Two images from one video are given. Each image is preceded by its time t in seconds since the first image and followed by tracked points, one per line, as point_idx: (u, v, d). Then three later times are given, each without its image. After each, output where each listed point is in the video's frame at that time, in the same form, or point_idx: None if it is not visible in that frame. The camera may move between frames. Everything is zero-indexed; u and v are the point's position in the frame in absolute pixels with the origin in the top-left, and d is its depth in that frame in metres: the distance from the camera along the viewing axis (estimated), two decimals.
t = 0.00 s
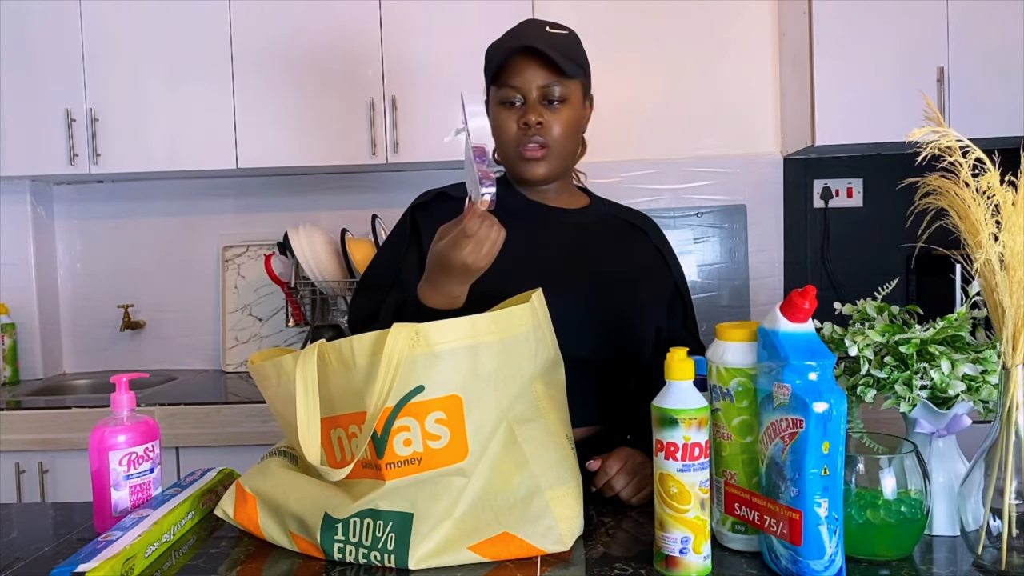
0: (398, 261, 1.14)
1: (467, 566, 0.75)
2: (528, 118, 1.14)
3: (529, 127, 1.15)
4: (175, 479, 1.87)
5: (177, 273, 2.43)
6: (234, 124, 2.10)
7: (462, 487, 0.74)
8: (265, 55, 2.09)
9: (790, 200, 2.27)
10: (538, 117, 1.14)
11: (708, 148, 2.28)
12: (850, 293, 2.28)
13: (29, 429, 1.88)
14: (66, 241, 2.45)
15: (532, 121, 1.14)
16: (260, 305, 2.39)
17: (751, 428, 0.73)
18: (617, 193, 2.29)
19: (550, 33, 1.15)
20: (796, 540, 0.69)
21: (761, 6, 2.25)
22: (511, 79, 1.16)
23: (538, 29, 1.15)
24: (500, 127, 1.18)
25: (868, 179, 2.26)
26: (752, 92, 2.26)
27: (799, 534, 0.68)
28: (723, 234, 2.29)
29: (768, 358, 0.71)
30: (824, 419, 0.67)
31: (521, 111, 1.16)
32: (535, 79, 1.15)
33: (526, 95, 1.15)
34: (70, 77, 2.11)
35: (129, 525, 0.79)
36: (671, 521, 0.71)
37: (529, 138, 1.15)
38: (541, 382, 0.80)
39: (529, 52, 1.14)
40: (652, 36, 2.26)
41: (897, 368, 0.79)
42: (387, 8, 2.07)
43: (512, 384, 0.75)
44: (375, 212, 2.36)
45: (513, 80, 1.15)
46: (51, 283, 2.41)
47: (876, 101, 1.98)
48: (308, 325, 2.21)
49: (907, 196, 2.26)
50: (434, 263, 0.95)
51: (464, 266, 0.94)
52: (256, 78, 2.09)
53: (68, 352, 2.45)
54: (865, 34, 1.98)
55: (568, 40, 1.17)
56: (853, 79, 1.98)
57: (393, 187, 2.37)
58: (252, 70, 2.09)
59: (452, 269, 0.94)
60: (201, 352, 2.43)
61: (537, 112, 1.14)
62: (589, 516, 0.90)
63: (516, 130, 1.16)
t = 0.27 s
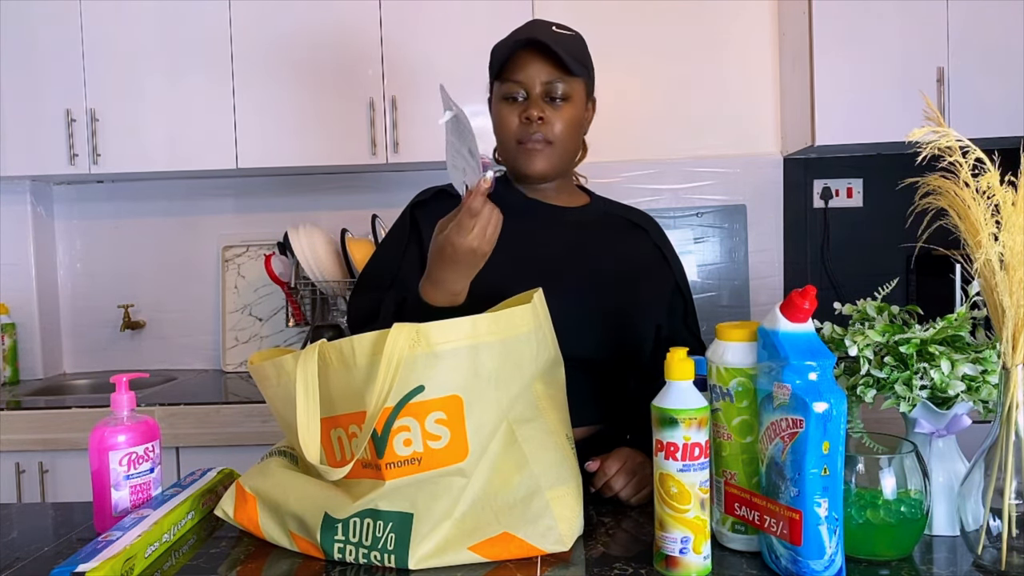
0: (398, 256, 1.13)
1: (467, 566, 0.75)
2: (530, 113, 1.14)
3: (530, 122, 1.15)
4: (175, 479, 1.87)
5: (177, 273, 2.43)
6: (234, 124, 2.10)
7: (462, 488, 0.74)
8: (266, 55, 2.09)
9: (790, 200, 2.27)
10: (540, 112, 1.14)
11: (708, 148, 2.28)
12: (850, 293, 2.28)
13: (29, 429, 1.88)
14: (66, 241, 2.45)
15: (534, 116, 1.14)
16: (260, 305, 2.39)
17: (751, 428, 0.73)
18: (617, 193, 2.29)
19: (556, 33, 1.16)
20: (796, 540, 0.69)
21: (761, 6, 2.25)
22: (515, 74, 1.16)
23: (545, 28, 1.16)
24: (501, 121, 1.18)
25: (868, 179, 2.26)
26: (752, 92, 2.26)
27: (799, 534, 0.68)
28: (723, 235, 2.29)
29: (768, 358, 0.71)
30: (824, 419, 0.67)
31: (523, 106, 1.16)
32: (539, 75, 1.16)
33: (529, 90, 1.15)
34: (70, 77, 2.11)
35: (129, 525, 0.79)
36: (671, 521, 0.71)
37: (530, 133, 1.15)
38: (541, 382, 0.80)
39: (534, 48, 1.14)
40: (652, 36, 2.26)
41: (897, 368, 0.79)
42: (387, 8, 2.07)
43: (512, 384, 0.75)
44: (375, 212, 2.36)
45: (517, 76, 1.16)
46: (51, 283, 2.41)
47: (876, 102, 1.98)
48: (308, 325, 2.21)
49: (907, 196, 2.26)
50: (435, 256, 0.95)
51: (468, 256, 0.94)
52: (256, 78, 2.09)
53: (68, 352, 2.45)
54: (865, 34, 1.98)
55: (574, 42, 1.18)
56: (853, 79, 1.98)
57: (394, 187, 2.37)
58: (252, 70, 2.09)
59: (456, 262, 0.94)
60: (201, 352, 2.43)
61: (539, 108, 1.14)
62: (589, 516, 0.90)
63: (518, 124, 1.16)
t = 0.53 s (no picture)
0: (399, 254, 1.13)
1: (468, 566, 0.75)
2: (531, 113, 1.14)
3: (531, 122, 1.15)
4: (175, 479, 1.87)
5: (177, 273, 2.43)
6: (234, 124, 2.10)
7: (462, 487, 0.74)
8: (266, 54, 2.09)
9: (790, 200, 2.27)
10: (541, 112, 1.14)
11: (708, 148, 2.28)
12: (850, 293, 2.28)
13: (29, 429, 1.88)
14: (66, 241, 2.45)
15: (535, 116, 1.14)
16: (260, 305, 2.39)
17: (751, 428, 0.73)
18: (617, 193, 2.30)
19: (558, 33, 1.16)
20: (796, 540, 0.69)
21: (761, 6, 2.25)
22: (517, 74, 1.16)
23: (547, 28, 1.16)
24: (502, 121, 1.18)
25: (868, 179, 2.26)
26: (753, 92, 2.26)
27: (798, 534, 0.68)
28: (723, 235, 2.29)
29: (768, 358, 0.71)
30: (824, 419, 0.67)
31: (524, 106, 1.16)
32: (541, 76, 1.16)
33: (530, 90, 1.15)
34: (70, 77, 2.11)
35: (129, 525, 0.79)
36: (671, 521, 0.71)
37: (530, 133, 1.15)
38: (541, 382, 0.80)
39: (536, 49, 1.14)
40: (652, 36, 2.26)
41: (897, 368, 0.79)
42: (387, 7, 2.07)
43: (512, 384, 0.75)
44: (375, 212, 2.36)
45: (519, 75, 1.16)
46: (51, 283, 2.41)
47: (876, 101, 1.98)
48: (308, 325, 2.21)
49: (907, 196, 2.26)
50: (435, 253, 0.96)
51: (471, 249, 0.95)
52: (256, 78, 2.09)
53: (68, 352, 2.45)
54: (865, 34, 1.98)
55: (575, 42, 1.18)
56: (853, 79, 1.98)
57: (394, 187, 2.38)
58: (252, 70, 2.09)
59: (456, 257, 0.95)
60: (201, 353, 2.43)
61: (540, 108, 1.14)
62: (589, 516, 0.90)
63: (519, 124, 1.16)
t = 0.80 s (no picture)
0: (400, 252, 1.13)
1: (467, 566, 0.75)
2: (532, 115, 1.14)
3: (532, 123, 1.15)
4: (175, 479, 1.87)
5: (177, 272, 2.43)
6: (234, 124, 2.10)
7: (462, 487, 0.74)
8: (266, 54, 2.09)
9: (790, 200, 2.27)
10: (541, 114, 1.15)
11: (708, 148, 2.28)
12: (850, 293, 2.28)
13: (29, 429, 1.88)
14: (66, 241, 2.45)
15: (535, 118, 1.14)
16: (260, 305, 2.39)
17: (751, 428, 0.73)
18: (617, 193, 2.30)
19: (558, 34, 1.16)
20: (796, 540, 0.69)
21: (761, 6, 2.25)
22: (518, 74, 1.16)
23: (548, 28, 1.16)
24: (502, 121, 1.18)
25: (868, 179, 2.26)
26: (753, 91, 2.26)
27: (798, 534, 0.68)
28: (723, 235, 2.29)
29: (768, 358, 0.71)
30: (824, 419, 0.67)
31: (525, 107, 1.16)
32: (542, 77, 1.16)
33: (531, 91, 1.15)
34: (70, 77, 2.11)
35: (129, 525, 0.79)
36: (671, 521, 0.71)
37: (531, 134, 1.16)
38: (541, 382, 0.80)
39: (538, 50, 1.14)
40: (652, 36, 2.26)
41: (897, 368, 0.79)
42: (387, 7, 2.07)
43: (512, 384, 0.75)
44: (375, 212, 2.36)
45: (520, 76, 1.16)
46: (51, 283, 2.41)
47: (876, 102, 1.98)
48: (308, 325, 2.21)
49: (907, 196, 2.26)
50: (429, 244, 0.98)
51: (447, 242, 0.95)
52: (256, 78, 2.09)
53: (68, 352, 2.46)
54: (865, 34, 1.98)
55: (576, 42, 1.18)
56: (853, 79, 1.98)
57: (394, 187, 2.37)
58: (252, 70, 2.09)
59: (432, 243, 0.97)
60: (201, 353, 2.43)
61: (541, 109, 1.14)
62: (589, 515, 0.90)
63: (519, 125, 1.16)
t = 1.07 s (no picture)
0: (402, 250, 1.12)
1: (467, 566, 0.75)
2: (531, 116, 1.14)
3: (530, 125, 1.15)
4: (175, 479, 1.87)
5: (177, 272, 2.43)
6: (234, 124, 2.10)
7: (463, 487, 0.74)
8: (266, 54, 2.09)
9: (790, 200, 2.27)
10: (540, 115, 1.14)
11: (708, 148, 2.28)
12: (850, 293, 2.28)
13: (29, 429, 1.88)
14: (66, 241, 2.45)
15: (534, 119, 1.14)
16: (260, 305, 2.39)
17: (751, 428, 0.73)
18: (617, 193, 2.30)
19: (555, 33, 1.15)
20: (796, 540, 0.69)
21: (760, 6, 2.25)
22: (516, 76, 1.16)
23: (544, 28, 1.15)
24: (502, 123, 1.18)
25: (868, 179, 2.26)
26: (753, 91, 2.26)
27: (798, 534, 0.68)
28: (723, 235, 2.29)
29: (768, 358, 0.71)
30: (824, 419, 0.67)
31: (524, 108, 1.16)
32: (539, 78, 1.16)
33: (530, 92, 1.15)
34: (70, 77, 2.11)
35: (129, 525, 0.79)
36: (671, 521, 0.71)
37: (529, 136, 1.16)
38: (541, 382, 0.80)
39: (532, 51, 1.14)
40: (652, 36, 2.26)
41: (897, 368, 0.79)
42: (387, 7, 2.07)
43: (512, 384, 0.75)
44: (375, 212, 2.36)
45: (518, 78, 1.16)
46: (51, 283, 2.41)
47: (876, 102, 1.98)
48: (308, 325, 2.21)
49: (907, 196, 2.26)
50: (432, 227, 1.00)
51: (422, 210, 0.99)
52: (257, 78, 2.09)
53: (69, 352, 2.46)
54: (865, 34, 1.98)
55: (573, 41, 1.18)
56: (853, 79, 1.98)
57: (394, 187, 2.37)
58: (252, 71, 2.09)
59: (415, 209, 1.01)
60: (201, 353, 2.43)
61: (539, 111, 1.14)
62: (588, 516, 0.90)
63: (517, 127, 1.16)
